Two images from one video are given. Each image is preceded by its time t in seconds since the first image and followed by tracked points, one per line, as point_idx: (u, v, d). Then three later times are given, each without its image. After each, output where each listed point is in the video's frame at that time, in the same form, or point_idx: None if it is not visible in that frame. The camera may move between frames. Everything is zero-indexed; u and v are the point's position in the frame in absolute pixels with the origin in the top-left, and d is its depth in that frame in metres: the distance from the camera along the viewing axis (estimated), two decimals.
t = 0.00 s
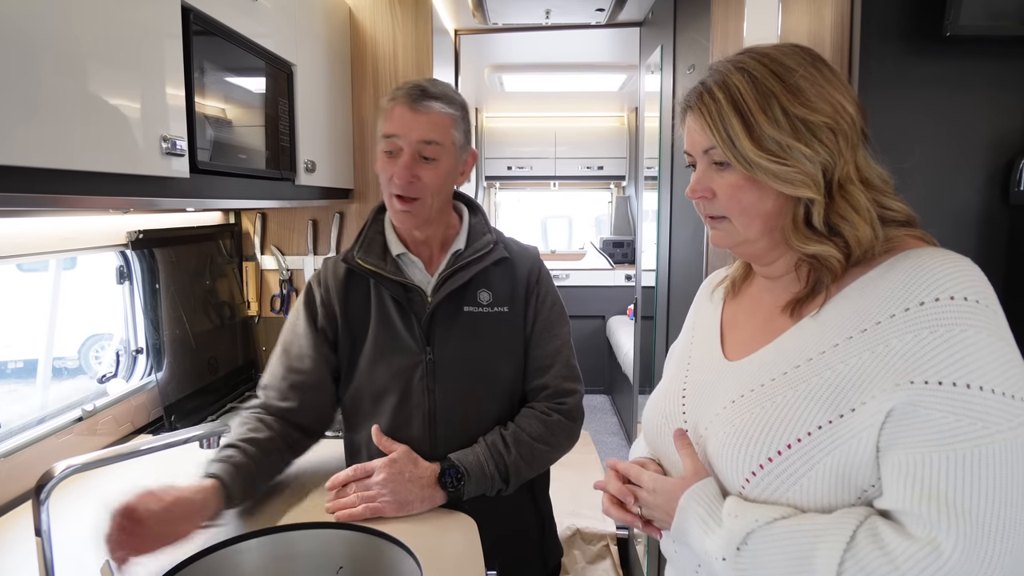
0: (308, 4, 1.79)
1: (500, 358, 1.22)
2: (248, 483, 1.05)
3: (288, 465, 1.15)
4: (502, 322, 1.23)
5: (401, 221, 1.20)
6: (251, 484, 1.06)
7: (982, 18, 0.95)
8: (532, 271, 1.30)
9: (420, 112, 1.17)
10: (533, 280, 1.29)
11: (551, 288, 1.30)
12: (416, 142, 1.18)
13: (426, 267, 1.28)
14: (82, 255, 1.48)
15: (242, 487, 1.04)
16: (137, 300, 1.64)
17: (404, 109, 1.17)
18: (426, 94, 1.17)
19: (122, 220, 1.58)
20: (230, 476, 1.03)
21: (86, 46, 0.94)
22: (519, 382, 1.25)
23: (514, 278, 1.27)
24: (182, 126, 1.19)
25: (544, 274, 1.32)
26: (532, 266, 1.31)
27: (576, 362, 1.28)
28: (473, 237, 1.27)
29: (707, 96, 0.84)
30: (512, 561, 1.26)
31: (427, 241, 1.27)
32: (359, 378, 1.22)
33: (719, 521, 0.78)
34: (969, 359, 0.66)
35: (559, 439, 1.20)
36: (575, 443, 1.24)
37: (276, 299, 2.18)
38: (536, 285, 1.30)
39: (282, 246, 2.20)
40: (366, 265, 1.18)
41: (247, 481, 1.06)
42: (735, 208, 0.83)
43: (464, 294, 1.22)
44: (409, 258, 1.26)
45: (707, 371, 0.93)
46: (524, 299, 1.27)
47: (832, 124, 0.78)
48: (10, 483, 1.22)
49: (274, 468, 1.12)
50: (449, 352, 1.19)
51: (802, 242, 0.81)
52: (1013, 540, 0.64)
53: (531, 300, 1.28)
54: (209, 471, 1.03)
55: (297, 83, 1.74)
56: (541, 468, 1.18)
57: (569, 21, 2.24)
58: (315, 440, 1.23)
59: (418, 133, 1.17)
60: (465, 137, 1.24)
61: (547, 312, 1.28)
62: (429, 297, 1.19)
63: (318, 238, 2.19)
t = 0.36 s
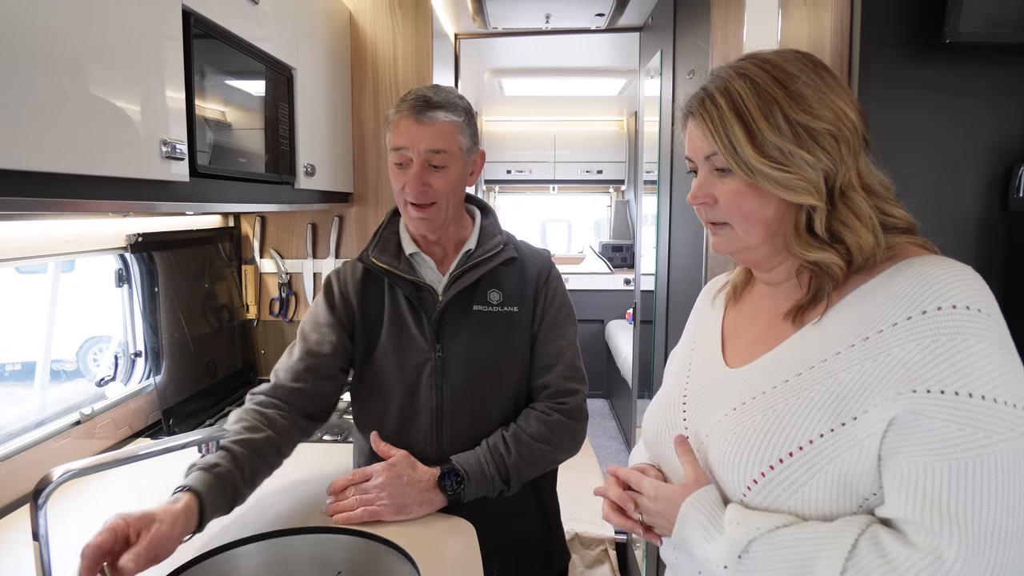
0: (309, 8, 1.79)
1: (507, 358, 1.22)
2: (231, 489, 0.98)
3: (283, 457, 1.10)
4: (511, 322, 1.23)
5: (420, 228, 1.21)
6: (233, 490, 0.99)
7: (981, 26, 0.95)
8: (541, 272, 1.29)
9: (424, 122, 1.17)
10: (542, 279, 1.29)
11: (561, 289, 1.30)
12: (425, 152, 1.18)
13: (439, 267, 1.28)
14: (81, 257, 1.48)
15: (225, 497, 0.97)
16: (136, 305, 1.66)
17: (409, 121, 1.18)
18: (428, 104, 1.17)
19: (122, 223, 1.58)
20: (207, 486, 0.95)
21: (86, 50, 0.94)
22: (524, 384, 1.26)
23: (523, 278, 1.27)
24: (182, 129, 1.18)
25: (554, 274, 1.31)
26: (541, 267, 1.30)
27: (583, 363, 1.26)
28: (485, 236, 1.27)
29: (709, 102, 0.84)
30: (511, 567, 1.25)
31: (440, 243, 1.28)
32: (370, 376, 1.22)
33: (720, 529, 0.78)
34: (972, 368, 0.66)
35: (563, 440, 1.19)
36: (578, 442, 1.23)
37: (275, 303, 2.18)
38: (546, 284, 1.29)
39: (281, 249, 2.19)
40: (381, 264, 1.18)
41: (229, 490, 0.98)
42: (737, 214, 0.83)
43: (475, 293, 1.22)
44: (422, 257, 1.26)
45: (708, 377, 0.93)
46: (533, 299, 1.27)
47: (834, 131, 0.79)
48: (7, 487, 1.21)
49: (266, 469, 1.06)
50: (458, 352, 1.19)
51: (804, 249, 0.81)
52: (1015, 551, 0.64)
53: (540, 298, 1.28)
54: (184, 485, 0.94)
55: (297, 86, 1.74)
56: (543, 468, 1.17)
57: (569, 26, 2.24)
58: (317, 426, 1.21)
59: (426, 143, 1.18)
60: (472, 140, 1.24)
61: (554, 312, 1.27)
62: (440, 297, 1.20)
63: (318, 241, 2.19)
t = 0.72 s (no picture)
0: (307, 8, 1.78)
1: (510, 355, 1.22)
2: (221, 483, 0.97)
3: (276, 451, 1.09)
4: (513, 320, 1.23)
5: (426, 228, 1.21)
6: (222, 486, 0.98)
7: (980, 26, 0.95)
8: (544, 268, 1.29)
9: (424, 124, 1.17)
10: (544, 277, 1.28)
11: (562, 285, 1.29)
12: (427, 153, 1.18)
13: (442, 266, 1.28)
14: (80, 258, 1.47)
15: (214, 492, 0.96)
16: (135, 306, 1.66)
17: (409, 123, 1.17)
18: (428, 105, 1.16)
19: (120, 224, 1.57)
20: (196, 483, 0.93)
21: (85, 50, 0.93)
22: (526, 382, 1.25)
23: (526, 276, 1.26)
24: (181, 130, 1.18)
25: (556, 270, 1.31)
26: (543, 263, 1.30)
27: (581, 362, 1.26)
28: (488, 234, 1.27)
29: (711, 100, 0.84)
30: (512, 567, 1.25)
31: (443, 241, 1.27)
32: (374, 374, 1.22)
33: (723, 529, 0.77)
34: (975, 367, 0.66)
35: (561, 432, 1.18)
36: (578, 436, 1.23)
37: (274, 304, 2.17)
38: (547, 281, 1.29)
39: (280, 250, 2.19)
40: (384, 263, 1.18)
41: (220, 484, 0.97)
42: (738, 213, 0.83)
43: (479, 291, 1.22)
44: (425, 256, 1.26)
45: (710, 377, 0.93)
46: (536, 295, 1.26)
47: (835, 130, 0.78)
48: (5, 489, 1.20)
49: (256, 463, 1.05)
50: (463, 350, 1.19)
51: (806, 249, 0.80)
52: (1018, 551, 0.64)
53: (542, 295, 1.27)
54: (171, 481, 0.93)
55: (296, 87, 1.74)
56: (545, 461, 1.17)
57: (568, 26, 2.24)
58: (309, 418, 1.19)
59: (427, 145, 1.17)
60: (473, 138, 1.24)
61: (554, 308, 1.26)
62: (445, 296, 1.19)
63: (317, 242, 2.19)
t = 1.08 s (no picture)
0: (304, 5, 1.78)
1: (504, 355, 1.22)
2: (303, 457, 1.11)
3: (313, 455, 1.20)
4: (507, 319, 1.22)
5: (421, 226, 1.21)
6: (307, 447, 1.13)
7: (977, 21, 0.95)
8: (540, 268, 1.28)
9: (418, 118, 1.17)
10: (540, 276, 1.28)
11: (557, 284, 1.29)
12: (420, 148, 1.17)
13: (435, 264, 1.27)
14: (78, 257, 1.47)
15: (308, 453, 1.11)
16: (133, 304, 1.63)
17: (403, 118, 1.17)
18: (422, 98, 1.16)
19: (117, 223, 1.57)
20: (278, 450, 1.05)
21: (81, 48, 0.93)
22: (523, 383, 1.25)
23: (521, 275, 1.26)
24: (177, 128, 1.18)
25: (552, 269, 1.30)
26: (539, 263, 1.29)
27: (580, 363, 1.26)
28: (482, 232, 1.26)
29: (708, 96, 0.83)
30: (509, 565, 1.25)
31: (437, 239, 1.27)
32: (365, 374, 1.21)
33: (720, 527, 0.77)
34: (971, 363, 0.66)
35: (557, 437, 1.18)
36: (574, 442, 1.23)
37: (272, 302, 2.17)
38: (542, 280, 1.28)
39: (278, 248, 2.18)
40: (374, 261, 1.18)
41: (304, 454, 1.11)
42: (735, 209, 0.82)
43: (471, 290, 1.22)
44: (418, 254, 1.25)
45: (707, 374, 0.92)
46: (530, 295, 1.26)
47: (833, 125, 0.78)
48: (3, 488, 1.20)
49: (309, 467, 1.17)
50: (455, 351, 1.19)
51: (803, 245, 0.80)
52: (1014, 546, 0.64)
53: (537, 296, 1.27)
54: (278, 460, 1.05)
55: (293, 85, 1.73)
56: (540, 468, 1.17)
57: (565, 23, 2.24)
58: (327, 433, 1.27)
59: (420, 139, 1.17)
60: (467, 133, 1.23)
61: (551, 309, 1.26)
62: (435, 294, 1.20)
63: (314, 240, 2.19)
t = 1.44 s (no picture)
0: (299, 6, 1.78)
1: (495, 357, 1.22)
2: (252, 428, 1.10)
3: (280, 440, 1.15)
4: (497, 321, 1.22)
5: (412, 227, 1.21)
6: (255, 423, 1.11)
7: (971, 19, 0.96)
8: (530, 270, 1.28)
9: (401, 118, 1.17)
10: (531, 277, 1.28)
11: (548, 285, 1.28)
12: (406, 148, 1.18)
13: (423, 265, 1.26)
14: (74, 259, 1.47)
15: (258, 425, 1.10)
16: (128, 306, 1.63)
17: (384, 119, 1.17)
18: (403, 99, 1.17)
19: (112, 225, 1.57)
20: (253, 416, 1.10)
21: (75, 50, 0.93)
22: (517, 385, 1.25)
23: (510, 277, 1.26)
24: (172, 130, 1.17)
25: (543, 272, 1.30)
26: (529, 265, 1.29)
27: (575, 365, 1.26)
28: (470, 235, 1.26)
29: (701, 96, 0.84)
30: (506, 565, 1.25)
31: (426, 242, 1.26)
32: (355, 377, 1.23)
33: (715, 523, 0.77)
34: (963, 359, 0.66)
35: (554, 443, 1.18)
36: (570, 446, 1.23)
37: (269, 303, 2.17)
38: (533, 282, 1.28)
39: (275, 250, 2.18)
40: (363, 264, 1.18)
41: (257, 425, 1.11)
42: (729, 208, 0.83)
43: (460, 293, 1.22)
44: (407, 257, 1.25)
45: (702, 373, 0.93)
46: (521, 300, 1.25)
47: (826, 125, 0.78)
48: None
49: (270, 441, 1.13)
50: (444, 353, 1.19)
51: (796, 244, 0.81)
52: (1008, 540, 0.64)
53: (528, 299, 1.26)
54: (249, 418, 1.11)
55: (288, 86, 1.73)
56: (534, 473, 1.16)
57: (560, 23, 2.24)
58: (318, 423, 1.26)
59: (403, 138, 1.17)
60: (450, 131, 1.24)
61: (544, 311, 1.26)
62: (424, 297, 1.20)
63: (311, 241, 2.18)
